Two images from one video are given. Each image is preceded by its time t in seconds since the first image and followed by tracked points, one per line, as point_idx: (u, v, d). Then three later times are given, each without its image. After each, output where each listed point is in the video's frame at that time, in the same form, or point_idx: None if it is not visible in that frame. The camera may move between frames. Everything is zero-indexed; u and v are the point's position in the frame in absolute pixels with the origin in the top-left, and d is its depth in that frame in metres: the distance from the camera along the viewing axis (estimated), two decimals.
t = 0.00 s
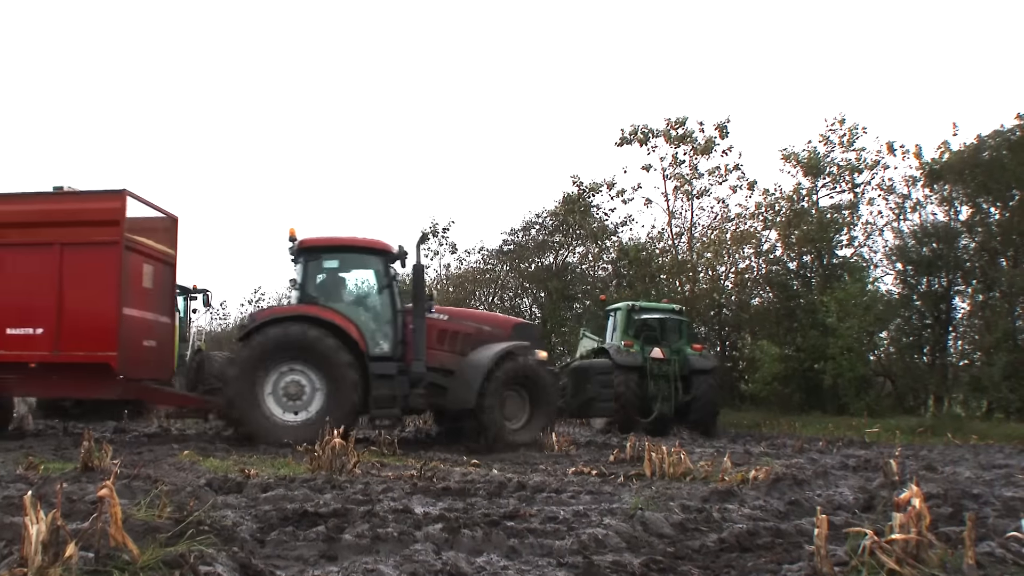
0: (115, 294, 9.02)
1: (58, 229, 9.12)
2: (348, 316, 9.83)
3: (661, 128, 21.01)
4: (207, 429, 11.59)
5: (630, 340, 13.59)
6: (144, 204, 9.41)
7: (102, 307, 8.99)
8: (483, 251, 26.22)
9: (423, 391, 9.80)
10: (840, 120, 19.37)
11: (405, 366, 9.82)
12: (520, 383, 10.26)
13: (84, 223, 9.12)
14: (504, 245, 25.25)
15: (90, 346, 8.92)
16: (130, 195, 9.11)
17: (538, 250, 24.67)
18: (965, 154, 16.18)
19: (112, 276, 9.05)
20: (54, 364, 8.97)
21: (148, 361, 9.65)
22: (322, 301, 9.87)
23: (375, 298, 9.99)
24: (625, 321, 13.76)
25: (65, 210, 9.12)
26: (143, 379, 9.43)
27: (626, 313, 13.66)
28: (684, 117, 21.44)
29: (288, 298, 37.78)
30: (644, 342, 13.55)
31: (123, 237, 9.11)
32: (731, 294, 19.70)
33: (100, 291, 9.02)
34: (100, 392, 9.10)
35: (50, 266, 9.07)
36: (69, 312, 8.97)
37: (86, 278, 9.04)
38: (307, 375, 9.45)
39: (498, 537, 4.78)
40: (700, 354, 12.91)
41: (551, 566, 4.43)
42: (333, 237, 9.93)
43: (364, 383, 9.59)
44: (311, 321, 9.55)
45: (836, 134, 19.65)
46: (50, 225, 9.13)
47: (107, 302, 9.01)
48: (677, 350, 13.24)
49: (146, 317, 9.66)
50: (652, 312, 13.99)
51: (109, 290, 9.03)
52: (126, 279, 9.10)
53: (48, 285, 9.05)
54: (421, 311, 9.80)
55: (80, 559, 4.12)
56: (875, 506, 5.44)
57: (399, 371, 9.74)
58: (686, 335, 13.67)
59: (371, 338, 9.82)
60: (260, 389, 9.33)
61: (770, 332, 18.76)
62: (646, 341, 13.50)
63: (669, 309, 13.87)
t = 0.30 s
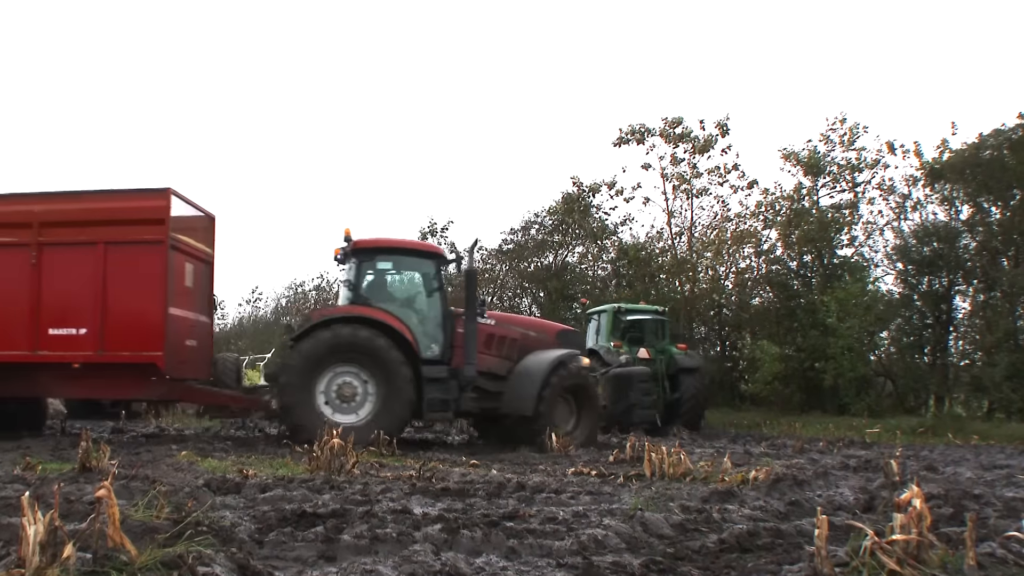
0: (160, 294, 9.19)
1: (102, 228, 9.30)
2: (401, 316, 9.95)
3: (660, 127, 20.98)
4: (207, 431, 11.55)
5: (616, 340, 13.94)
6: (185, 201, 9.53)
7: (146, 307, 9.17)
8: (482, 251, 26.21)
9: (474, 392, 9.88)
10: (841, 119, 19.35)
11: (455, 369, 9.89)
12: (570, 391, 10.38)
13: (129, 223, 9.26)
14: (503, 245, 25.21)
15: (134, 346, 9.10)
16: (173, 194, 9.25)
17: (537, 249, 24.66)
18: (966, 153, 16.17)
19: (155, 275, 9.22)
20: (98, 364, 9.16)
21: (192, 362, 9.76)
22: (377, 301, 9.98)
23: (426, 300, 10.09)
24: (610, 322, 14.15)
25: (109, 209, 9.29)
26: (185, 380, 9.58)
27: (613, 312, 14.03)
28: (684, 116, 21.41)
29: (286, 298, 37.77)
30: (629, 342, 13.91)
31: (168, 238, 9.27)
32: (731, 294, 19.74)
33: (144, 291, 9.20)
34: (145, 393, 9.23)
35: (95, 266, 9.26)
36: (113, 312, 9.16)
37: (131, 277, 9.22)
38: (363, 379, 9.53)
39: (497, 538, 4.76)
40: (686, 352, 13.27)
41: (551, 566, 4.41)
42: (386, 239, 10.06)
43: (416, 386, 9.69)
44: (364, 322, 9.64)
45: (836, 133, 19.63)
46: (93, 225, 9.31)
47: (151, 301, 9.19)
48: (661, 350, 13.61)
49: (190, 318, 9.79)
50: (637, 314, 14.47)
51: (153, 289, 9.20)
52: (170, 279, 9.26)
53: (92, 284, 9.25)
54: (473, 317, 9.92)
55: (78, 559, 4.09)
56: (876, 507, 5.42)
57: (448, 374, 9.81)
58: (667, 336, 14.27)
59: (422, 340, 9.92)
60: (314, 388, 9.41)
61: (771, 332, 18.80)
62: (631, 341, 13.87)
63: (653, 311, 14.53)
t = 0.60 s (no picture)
0: (202, 295, 9.31)
1: (142, 229, 9.38)
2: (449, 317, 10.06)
3: (658, 127, 20.94)
4: (204, 431, 11.59)
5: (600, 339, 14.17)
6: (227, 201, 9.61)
7: (188, 309, 9.29)
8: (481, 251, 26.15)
9: (519, 394, 10.14)
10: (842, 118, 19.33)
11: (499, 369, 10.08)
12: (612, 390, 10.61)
13: (169, 225, 9.35)
14: (502, 245, 25.17)
15: (177, 349, 9.23)
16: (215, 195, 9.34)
17: (537, 248, 24.65)
18: (968, 152, 16.15)
19: (197, 277, 9.32)
20: (139, 366, 9.29)
21: (232, 364, 9.86)
22: (425, 300, 10.06)
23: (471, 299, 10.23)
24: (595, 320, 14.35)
25: (149, 210, 9.36)
26: (228, 382, 9.68)
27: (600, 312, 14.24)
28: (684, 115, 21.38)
29: (285, 298, 37.74)
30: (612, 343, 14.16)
31: (210, 239, 9.35)
32: (732, 294, 19.76)
33: (186, 293, 9.31)
34: (186, 396, 9.43)
35: (135, 268, 9.35)
36: (155, 314, 9.28)
37: (172, 279, 9.32)
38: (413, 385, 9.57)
39: (497, 539, 4.74)
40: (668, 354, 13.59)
41: (550, 567, 4.39)
42: (432, 240, 10.17)
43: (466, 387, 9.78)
44: (416, 325, 9.65)
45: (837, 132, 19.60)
46: (133, 225, 9.38)
47: (194, 303, 9.31)
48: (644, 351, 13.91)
49: (229, 318, 9.88)
50: (622, 316, 14.67)
51: (194, 291, 9.31)
52: (212, 280, 9.36)
53: (132, 286, 9.33)
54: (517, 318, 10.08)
55: (76, 560, 4.06)
56: (878, 507, 5.40)
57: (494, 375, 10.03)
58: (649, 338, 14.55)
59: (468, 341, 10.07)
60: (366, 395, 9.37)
61: (771, 332, 18.76)
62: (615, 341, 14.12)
63: (638, 312, 14.73)
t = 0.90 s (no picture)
0: (239, 295, 9.52)
1: (179, 229, 9.59)
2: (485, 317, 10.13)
3: (658, 126, 20.91)
4: (202, 431, 11.59)
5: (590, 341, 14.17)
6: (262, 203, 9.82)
7: (225, 310, 9.52)
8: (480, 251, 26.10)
9: (556, 395, 10.26)
10: (843, 117, 19.32)
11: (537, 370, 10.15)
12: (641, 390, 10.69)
13: (208, 226, 9.56)
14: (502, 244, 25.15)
15: (215, 350, 9.46)
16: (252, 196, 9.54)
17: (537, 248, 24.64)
18: (970, 152, 16.14)
19: (234, 278, 9.54)
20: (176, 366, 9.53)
21: (267, 364, 10.09)
22: (461, 301, 10.12)
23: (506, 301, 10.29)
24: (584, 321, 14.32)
25: (187, 210, 9.57)
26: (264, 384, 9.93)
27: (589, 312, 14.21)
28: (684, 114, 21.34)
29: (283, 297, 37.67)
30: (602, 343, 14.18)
31: (248, 241, 9.56)
32: (732, 293, 19.77)
33: (223, 294, 9.53)
34: (223, 397, 9.70)
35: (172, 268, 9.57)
36: (192, 315, 9.51)
37: (210, 280, 9.54)
38: (455, 387, 9.63)
39: (497, 540, 4.72)
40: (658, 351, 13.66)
41: (550, 568, 4.37)
42: (469, 242, 10.17)
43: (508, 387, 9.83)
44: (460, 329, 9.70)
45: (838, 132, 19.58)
46: (169, 225, 9.60)
47: (232, 304, 9.53)
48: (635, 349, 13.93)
49: (265, 318, 10.11)
50: (608, 315, 14.62)
51: (232, 291, 9.53)
52: (249, 281, 9.58)
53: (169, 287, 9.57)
54: (553, 318, 10.11)
55: (74, 561, 4.02)
56: (879, 508, 5.38)
57: (533, 375, 10.10)
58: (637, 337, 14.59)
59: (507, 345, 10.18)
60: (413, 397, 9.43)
61: (772, 332, 18.71)
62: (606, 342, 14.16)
63: (623, 312, 14.72)
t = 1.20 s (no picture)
0: (275, 294, 9.57)
1: (214, 228, 9.63)
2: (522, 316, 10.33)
3: (660, 125, 20.89)
4: (201, 431, 11.59)
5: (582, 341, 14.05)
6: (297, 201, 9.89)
7: (261, 309, 9.57)
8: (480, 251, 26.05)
9: (589, 396, 10.71)
10: (845, 117, 19.30)
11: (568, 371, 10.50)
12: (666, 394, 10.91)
13: (245, 224, 9.62)
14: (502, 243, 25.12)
15: (251, 348, 9.51)
16: (288, 194, 9.59)
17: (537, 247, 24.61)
18: (972, 151, 16.13)
19: (272, 275, 9.59)
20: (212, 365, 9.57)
21: (301, 363, 10.11)
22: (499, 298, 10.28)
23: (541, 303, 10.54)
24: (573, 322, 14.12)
25: (224, 208, 9.62)
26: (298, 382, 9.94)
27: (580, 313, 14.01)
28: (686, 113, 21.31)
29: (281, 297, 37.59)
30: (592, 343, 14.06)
31: (285, 239, 9.61)
32: (734, 293, 19.78)
33: (259, 292, 9.59)
34: (257, 397, 9.69)
35: (208, 266, 9.61)
36: (228, 313, 9.56)
37: (246, 278, 9.60)
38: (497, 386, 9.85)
39: (497, 540, 4.70)
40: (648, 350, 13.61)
41: (550, 568, 4.35)
42: (510, 242, 10.36)
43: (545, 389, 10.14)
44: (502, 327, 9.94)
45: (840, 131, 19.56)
46: (205, 224, 9.63)
47: (269, 302, 9.58)
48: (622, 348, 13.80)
49: (298, 316, 10.15)
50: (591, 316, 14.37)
51: (268, 289, 9.59)
52: (285, 280, 9.64)
53: (204, 285, 9.61)
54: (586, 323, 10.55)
55: (73, 562, 3.99)
56: (881, 509, 5.35)
57: (567, 375, 10.49)
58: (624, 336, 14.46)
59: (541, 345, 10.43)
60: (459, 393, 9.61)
61: (773, 332, 18.64)
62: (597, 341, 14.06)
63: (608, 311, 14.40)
